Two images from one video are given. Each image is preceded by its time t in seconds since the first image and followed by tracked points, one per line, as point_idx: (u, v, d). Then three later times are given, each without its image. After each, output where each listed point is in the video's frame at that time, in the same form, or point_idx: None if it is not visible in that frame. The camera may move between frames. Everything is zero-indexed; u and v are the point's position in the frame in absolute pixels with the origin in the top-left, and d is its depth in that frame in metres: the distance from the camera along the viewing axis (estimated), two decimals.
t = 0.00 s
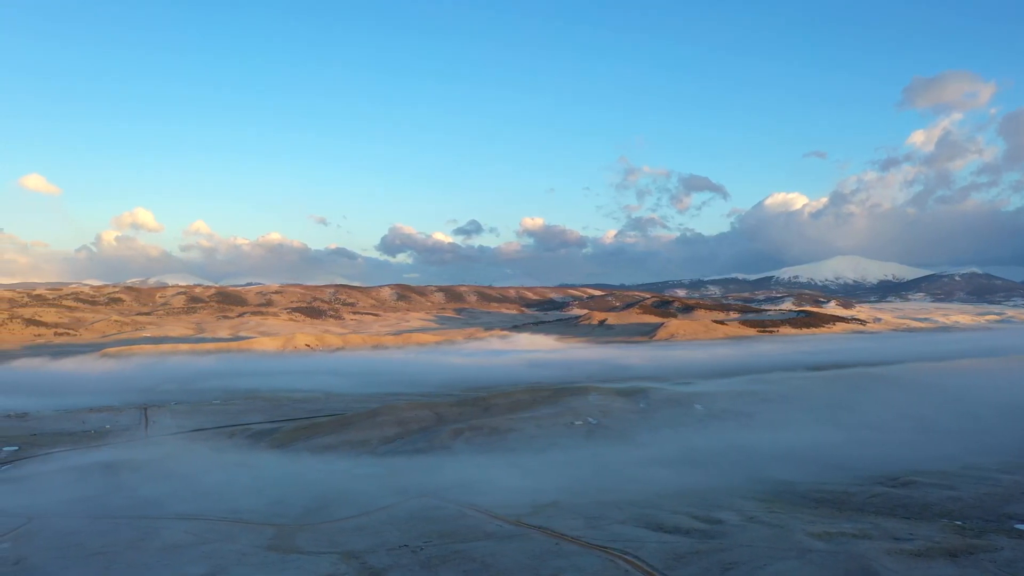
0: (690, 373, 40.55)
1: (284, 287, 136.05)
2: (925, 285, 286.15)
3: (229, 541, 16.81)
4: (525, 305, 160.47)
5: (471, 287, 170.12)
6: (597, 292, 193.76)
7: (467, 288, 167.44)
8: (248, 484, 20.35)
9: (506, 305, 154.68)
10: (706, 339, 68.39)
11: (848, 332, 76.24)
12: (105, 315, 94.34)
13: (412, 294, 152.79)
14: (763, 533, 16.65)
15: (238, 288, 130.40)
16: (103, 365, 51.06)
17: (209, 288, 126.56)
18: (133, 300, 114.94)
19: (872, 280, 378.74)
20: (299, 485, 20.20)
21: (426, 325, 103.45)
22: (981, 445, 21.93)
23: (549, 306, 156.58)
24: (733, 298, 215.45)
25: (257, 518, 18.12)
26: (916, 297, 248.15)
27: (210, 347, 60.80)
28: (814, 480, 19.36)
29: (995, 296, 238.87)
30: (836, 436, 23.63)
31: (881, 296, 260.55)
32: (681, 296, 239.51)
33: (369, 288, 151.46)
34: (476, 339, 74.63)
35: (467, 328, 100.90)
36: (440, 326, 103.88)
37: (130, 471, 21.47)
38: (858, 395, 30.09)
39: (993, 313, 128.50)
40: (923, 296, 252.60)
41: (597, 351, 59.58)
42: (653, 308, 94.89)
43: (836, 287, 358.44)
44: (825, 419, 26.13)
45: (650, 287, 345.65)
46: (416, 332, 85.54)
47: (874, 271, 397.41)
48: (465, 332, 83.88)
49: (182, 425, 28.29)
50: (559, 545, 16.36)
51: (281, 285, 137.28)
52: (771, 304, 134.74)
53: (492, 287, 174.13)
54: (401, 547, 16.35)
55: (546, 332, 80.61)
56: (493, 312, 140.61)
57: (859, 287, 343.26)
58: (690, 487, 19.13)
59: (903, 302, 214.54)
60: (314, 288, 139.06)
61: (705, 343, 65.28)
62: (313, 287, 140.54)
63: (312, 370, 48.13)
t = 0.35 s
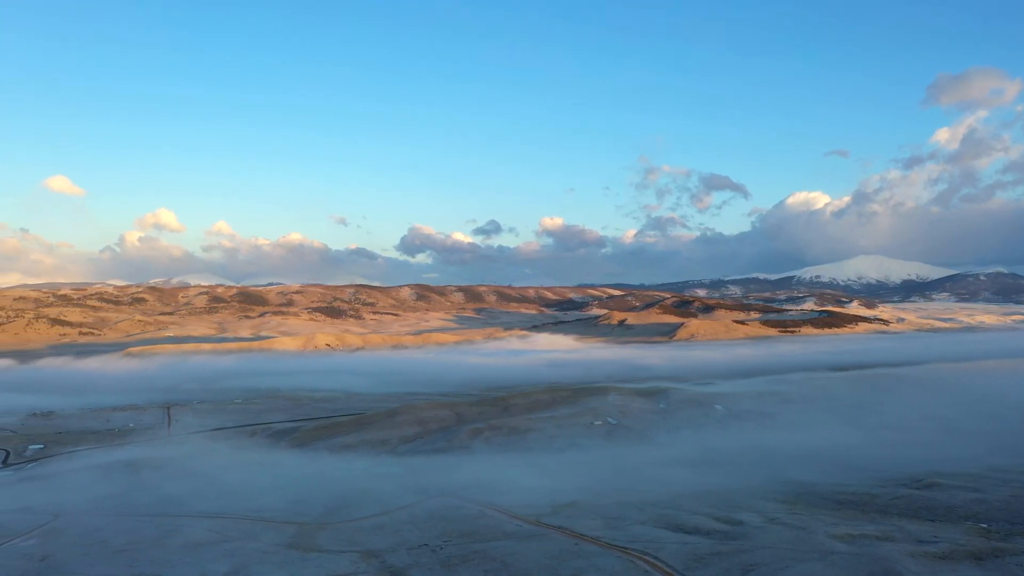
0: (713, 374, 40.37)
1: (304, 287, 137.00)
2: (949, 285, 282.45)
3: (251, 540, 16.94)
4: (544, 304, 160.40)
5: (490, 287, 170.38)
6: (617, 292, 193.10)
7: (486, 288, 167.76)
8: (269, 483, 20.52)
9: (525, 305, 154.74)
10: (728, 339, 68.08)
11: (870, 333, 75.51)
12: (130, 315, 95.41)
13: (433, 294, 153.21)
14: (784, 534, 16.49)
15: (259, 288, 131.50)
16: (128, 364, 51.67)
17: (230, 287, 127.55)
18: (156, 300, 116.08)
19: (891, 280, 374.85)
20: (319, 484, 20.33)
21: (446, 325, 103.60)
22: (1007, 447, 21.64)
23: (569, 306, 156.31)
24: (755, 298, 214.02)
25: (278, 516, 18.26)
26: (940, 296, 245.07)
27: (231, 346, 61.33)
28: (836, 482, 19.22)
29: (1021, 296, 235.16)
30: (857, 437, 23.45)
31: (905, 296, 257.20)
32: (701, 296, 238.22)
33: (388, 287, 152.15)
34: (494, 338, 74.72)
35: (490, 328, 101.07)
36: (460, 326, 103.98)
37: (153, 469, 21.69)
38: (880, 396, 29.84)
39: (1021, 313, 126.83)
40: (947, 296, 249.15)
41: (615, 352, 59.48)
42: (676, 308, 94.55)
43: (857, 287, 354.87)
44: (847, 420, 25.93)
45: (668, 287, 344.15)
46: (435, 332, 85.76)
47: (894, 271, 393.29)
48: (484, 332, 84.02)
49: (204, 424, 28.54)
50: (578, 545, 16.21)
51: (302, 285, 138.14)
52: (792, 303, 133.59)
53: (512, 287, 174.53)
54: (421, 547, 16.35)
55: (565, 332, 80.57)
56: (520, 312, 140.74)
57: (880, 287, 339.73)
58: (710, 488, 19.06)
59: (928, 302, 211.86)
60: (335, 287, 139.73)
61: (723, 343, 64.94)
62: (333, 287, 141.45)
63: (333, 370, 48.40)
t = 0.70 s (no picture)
0: (735, 374, 40.14)
1: (322, 287, 137.73)
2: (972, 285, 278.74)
3: (270, 538, 17.04)
4: (562, 304, 160.18)
5: (507, 287, 170.46)
6: (635, 292, 192.32)
7: (504, 288, 167.94)
8: (287, 482, 20.65)
9: (543, 305, 154.63)
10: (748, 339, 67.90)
11: (890, 333, 74.73)
12: (151, 314, 96.36)
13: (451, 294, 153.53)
14: (804, 536, 16.35)
15: (278, 288, 132.36)
16: (149, 363, 52.16)
17: (249, 288, 128.36)
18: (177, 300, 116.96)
19: (909, 279, 371.14)
20: (337, 483, 20.42)
21: (464, 325, 103.65)
22: None
23: (587, 306, 155.98)
24: (775, 297, 212.35)
25: (297, 515, 18.35)
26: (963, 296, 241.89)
27: (251, 346, 61.75)
28: (857, 484, 19.06)
29: None
30: (878, 438, 23.24)
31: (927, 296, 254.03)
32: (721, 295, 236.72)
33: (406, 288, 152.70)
34: (511, 338, 74.76)
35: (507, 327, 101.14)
36: (478, 326, 104.10)
37: (173, 468, 21.89)
38: (900, 397, 29.56)
39: None
40: (970, 296, 245.88)
41: (632, 352, 59.34)
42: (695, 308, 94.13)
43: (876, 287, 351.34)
44: (867, 421, 25.70)
45: (686, 287, 342.49)
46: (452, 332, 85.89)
47: (912, 270, 389.40)
48: (501, 332, 84.09)
49: (224, 423, 28.76)
50: (596, 545, 16.13)
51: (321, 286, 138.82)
52: (812, 304, 132.45)
53: (529, 287, 174.49)
54: (438, 546, 16.36)
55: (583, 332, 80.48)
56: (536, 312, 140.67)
57: (901, 286, 336.11)
58: (728, 490, 18.97)
59: (951, 302, 209.22)
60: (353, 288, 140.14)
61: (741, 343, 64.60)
62: (351, 287, 142.12)
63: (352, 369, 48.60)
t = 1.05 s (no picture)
0: (758, 374, 39.87)
1: (342, 287, 138.46)
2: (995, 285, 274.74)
3: (290, 536, 17.14)
4: (581, 305, 159.88)
5: (526, 287, 170.43)
6: (654, 292, 191.48)
7: (522, 288, 168.09)
8: (306, 481, 20.77)
9: (562, 305, 154.38)
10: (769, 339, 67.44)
11: (912, 334, 73.93)
12: (174, 314, 97.34)
13: (469, 294, 153.76)
14: (825, 538, 16.19)
15: (298, 288, 133.26)
16: (170, 362, 52.73)
17: (269, 288, 129.30)
18: (198, 300, 118.07)
19: (928, 279, 366.98)
20: (356, 482, 20.51)
21: (483, 325, 103.67)
22: None
23: (606, 306, 155.50)
24: (796, 297, 210.55)
25: (316, 513, 18.45)
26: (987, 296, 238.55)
27: (271, 345, 62.24)
28: (880, 485, 18.88)
29: None
30: (901, 440, 23.01)
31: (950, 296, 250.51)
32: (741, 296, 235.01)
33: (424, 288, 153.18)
34: (529, 339, 74.78)
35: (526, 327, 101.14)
36: (497, 326, 104.08)
37: (194, 466, 22.10)
38: (922, 398, 29.24)
39: None
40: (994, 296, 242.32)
41: (652, 352, 59.21)
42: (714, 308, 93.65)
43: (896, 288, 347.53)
44: (889, 422, 25.48)
45: (704, 287, 340.65)
46: (471, 332, 86.02)
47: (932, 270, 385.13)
48: (520, 332, 84.14)
49: (245, 422, 29.01)
50: (616, 546, 16.05)
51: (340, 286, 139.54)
52: (833, 304, 131.18)
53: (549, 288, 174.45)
54: (457, 546, 16.38)
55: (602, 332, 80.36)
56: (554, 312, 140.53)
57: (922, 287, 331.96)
58: (748, 491, 18.87)
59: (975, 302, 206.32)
60: (371, 288, 140.75)
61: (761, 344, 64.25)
62: (370, 287, 142.78)
63: (372, 369, 48.78)
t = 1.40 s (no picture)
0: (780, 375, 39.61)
1: (360, 287, 139.13)
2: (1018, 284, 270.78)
3: (309, 535, 17.26)
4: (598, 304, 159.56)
5: (542, 287, 170.33)
6: (672, 292, 190.63)
7: (539, 288, 168.06)
8: (324, 480, 20.89)
9: (580, 305, 154.07)
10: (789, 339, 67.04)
11: (934, 334, 73.08)
12: (194, 314, 98.29)
13: (486, 294, 153.93)
14: (845, 540, 16.06)
15: (315, 288, 134.08)
16: (191, 362, 53.23)
17: (287, 288, 130.10)
18: (218, 300, 119.07)
19: (948, 279, 362.90)
20: (374, 481, 20.60)
21: (501, 325, 103.68)
22: None
23: (624, 305, 155.11)
24: (816, 297, 208.65)
25: (335, 512, 18.55)
26: (1010, 296, 235.23)
27: (290, 345, 62.65)
28: (901, 487, 18.72)
29: None
30: (922, 441, 22.78)
31: (972, 296, 246.84)
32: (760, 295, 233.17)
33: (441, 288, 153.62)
34: (546, 338, 74.80)
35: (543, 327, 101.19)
36: (515, 326, 104.11)
37: (214, 465, 22.29)
38: (944, 399, 28.91)
39: None
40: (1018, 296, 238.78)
41: (669, 352, 59.08)
42: (733, 308, 93.19)
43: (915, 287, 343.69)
44: (910, 423, 25.23)
45: (720, 288, 338.72)
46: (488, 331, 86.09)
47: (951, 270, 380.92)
48: (537, 331, 84.20)
49: (264, 421, 29.23)
50: (633, 547, 16.01)
51: (358, 286, 140.13)
52: (854, 304, 129.94)
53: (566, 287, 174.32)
54: (475, 545, 16.40)
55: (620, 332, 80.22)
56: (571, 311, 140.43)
57: (943, 286, 327.96)
58: (767, 492, 18.79)
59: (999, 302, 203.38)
60: (388, 287, 141.24)
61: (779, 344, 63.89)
62: (388, 287, 143.42)
63: (391, 369, 48.96)
